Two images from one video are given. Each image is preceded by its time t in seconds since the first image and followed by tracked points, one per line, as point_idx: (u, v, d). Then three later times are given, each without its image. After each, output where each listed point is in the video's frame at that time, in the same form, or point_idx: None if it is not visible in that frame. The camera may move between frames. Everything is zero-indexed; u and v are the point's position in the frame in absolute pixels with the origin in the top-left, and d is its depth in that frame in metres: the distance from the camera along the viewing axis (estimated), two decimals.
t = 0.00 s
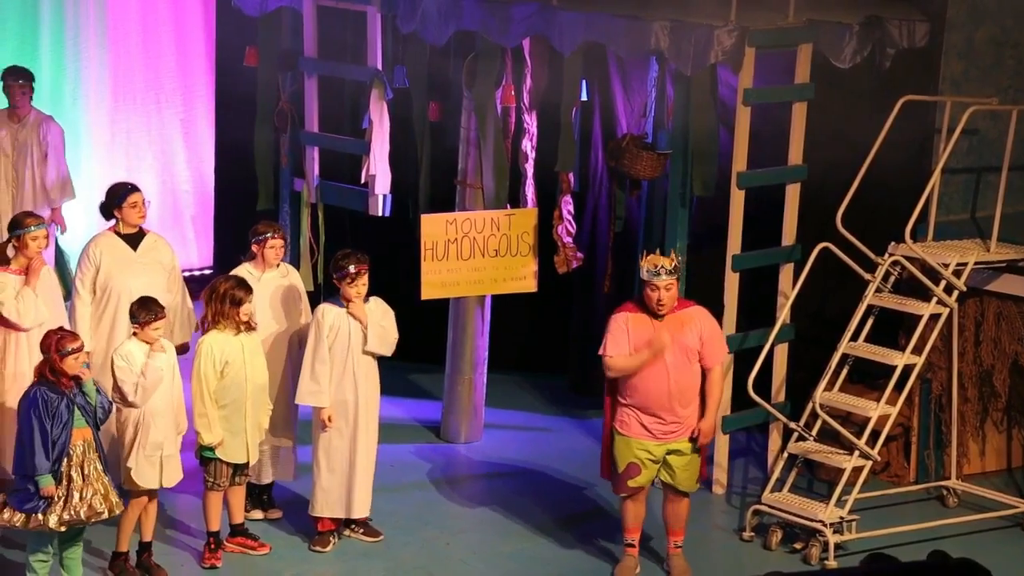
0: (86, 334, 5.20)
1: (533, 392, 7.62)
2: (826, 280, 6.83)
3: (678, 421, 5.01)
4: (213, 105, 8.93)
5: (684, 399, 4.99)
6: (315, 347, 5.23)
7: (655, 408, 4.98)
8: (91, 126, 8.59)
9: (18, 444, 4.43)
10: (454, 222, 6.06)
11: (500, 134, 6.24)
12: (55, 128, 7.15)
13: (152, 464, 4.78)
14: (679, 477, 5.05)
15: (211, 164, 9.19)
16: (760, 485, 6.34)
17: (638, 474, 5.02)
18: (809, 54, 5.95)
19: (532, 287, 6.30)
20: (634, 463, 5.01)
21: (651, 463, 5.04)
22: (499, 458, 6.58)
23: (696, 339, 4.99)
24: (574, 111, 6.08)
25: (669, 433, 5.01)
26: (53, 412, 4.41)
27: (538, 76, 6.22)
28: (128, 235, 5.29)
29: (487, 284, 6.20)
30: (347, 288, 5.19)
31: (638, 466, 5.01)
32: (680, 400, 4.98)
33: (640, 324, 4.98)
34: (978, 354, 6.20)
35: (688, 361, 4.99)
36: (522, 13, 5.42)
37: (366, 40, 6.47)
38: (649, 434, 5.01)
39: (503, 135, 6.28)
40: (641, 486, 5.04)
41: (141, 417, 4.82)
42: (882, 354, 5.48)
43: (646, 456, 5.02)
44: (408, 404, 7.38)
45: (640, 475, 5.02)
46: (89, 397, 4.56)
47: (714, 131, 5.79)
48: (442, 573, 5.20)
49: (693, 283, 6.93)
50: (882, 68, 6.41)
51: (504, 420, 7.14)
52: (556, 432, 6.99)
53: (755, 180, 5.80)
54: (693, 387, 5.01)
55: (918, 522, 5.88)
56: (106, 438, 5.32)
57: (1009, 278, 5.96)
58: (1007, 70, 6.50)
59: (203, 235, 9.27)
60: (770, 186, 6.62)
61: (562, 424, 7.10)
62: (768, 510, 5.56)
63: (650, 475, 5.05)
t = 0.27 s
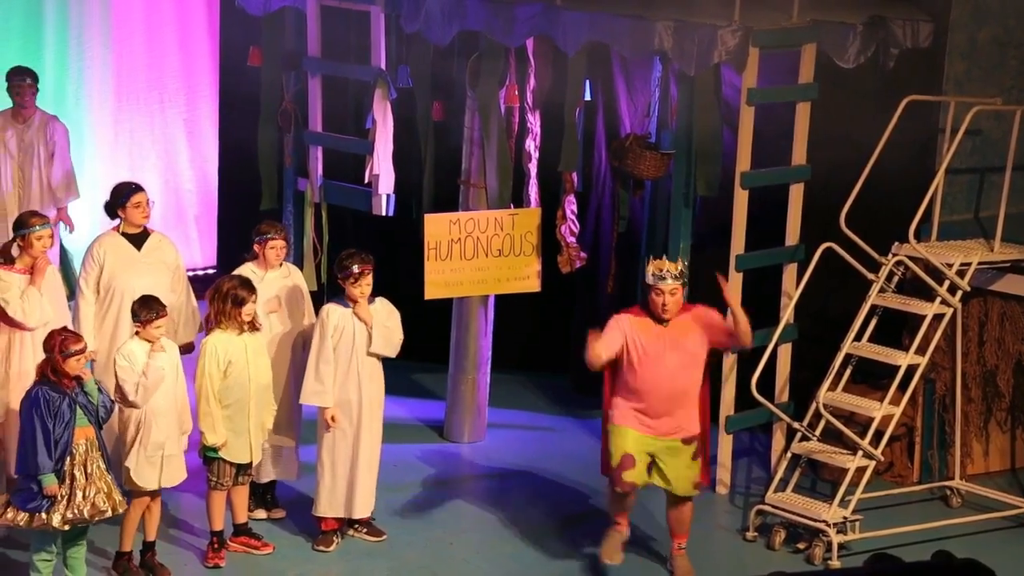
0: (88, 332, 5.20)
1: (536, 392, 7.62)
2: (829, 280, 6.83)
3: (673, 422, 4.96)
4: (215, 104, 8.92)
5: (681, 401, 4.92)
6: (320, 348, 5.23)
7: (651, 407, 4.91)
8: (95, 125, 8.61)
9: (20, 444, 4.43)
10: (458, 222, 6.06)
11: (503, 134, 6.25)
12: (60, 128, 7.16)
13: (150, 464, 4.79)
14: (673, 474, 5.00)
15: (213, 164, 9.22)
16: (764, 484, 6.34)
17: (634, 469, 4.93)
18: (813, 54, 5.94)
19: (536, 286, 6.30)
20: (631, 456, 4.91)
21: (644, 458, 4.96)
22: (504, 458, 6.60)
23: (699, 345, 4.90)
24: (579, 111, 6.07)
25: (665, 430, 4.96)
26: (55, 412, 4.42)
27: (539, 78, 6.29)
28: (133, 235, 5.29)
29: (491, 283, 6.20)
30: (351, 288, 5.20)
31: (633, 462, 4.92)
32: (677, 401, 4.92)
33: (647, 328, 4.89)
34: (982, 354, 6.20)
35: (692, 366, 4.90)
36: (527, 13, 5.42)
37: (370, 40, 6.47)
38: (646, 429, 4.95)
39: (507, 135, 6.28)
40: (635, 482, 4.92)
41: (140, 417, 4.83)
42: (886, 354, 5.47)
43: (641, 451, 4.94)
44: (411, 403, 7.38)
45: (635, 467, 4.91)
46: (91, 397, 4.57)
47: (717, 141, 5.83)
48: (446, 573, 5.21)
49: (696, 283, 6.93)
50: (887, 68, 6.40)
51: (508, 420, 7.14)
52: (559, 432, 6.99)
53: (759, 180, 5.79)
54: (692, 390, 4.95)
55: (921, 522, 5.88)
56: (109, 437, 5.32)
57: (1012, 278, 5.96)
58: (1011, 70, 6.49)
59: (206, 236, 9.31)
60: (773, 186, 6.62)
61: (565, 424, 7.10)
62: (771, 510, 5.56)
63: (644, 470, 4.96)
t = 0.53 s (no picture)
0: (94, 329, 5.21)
1: (544, 389, 7.62)
2: (838, 278, 6.82)
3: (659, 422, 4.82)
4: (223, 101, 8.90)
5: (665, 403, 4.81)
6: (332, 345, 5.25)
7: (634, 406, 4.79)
8: (103, 123, 8.63)
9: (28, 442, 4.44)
10: (466, 219, 6.06)
11: (512, 131, 6.26)
12: (71, 126, 7.17)
13: (166, 463, 4.80)
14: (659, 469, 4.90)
15: (223, 162, 9.17)
16: (772, 482, 6.33)
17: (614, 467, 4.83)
18: (822, 52, 5.93)
19: (545, 283, 6.32)
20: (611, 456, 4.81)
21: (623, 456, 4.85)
22: (512, 456, 6.59)
23: (682, 340, 4.79)
24: (587, 109, 6.07)
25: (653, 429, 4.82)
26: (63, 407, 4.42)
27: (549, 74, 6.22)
28: (143, 232, 5.29)
29: (498, 281, 6.21)
30: (363, 286, 5.20)
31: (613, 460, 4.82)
32: (662, 400, 4.79)
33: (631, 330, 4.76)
34: (991, 352, 6.20)
35: (677, 364, 4.78)
36: (535, 11, 5.43)
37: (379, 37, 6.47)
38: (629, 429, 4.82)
39: (515, 133, 6.28)
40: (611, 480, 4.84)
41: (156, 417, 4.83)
42: (895, 352, 5.46)
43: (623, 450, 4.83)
44: (419, 401, 7.38)
45: (609, 466, 4.80)
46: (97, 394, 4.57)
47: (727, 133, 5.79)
48: (454, 571, 5.20)
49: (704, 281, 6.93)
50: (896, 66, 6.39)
51: (516, 418, 7.14)
52: (567, 430, 6.99)
53: (768, 177, 5.78)
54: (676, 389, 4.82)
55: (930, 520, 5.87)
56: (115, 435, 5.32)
57: (1022, 275, 5.95)
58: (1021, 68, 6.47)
59: (216, 235, 9.27)
60: (782, 184, 6.61)
61: (573, 422, 7.10)
62: (780, 508, 5.55)
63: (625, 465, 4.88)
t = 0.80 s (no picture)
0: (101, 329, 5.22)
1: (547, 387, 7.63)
2: (841, 276, 6.82)
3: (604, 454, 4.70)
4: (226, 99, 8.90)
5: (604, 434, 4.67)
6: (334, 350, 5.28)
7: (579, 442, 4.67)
8: (106, 123, 8.65)
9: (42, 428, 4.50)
10: (469, 217, 6.06)
11: (514, 129, 6.27)
12: (73, 124, 7.18)
13: (184, 457, 4.84)
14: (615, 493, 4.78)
15: (226, 159, 9.17)
16: (775, 480, 6.33)
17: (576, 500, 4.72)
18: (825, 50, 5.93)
19: (548, 282, 6.31)
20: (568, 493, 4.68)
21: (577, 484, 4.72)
22: (515, 454, 6.60)
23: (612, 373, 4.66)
24: (590, 107, 6.07)
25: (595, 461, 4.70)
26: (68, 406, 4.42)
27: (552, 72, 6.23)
28: (147, 232, 5.29)
29: (502, 279, 6.20)
30: (374, 284, 5.20)
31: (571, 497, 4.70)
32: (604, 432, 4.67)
33: (561, 371, 4.61)
34: (994, 350, 6.21)
35: (609, 397, 4.65)
36: (537, 9, 5.44)
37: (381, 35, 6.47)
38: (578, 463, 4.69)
39: (518, 131, 6.28)
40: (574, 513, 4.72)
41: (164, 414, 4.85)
42: (898, 350, 5.46)
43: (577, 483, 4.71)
44: (422, 399, 7.38)
45: (572, 492, 4.67)
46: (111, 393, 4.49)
47: (729, 130, 5.81)
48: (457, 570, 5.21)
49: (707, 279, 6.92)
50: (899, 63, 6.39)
51: (519, 415, 7.14)
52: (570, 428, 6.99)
53: (771, 175, 5.78)
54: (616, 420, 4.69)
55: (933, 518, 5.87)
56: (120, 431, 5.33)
57: None
58: None
59: (219, 233, 9.29)
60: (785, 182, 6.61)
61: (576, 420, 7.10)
62: (782, 506, 5.55)
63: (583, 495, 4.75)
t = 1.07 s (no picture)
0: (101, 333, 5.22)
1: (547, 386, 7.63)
2: (842, 275, 6.82)
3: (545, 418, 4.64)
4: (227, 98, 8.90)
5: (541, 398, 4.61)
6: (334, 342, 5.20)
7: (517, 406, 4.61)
8: (107, 123, 8.61)
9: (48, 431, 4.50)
10: (470, 217, 6.06)
11: (515, 129, 6.27)
12: (74, 123, 7.18)
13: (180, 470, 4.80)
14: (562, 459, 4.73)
15: (227, 158, 9.18)
16: (776, 479, 6.34)
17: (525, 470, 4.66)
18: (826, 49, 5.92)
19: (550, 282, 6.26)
20: (514, 462, 4.64)
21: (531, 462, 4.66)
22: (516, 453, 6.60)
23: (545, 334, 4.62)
24: (591, 106, 6.07)
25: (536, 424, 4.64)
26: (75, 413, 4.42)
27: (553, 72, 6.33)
28: (135, 234, 5.26)
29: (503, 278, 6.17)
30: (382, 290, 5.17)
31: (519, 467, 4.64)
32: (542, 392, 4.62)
33: (496, 327, 4.60)
34: (995, 349, 6.21)
35: (544, 357, 4.61)
36: (538, 8, 5.45)
37: (382, 34, 6.47)
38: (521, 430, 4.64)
39: (518, 130, 6.28)
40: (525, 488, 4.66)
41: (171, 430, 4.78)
42: (899, 349, 5.46)
43: (524, 453, 4.66)
44: (423, 399, 7.38)
45: (521, 478, 4.63)
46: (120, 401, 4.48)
47: (729, 129, 5.84)
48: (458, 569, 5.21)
49: (707, 279, 6.92)
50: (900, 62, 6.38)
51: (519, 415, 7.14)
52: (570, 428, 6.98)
53: (772, 174, 5.78)
54: (554, 381, 4.64)
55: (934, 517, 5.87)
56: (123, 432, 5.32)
57: None
58: None
59: (220, 232, 9.30)
60: (785, 181, 6.61)
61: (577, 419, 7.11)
62: (783, 506, 5.55)
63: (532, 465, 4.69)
